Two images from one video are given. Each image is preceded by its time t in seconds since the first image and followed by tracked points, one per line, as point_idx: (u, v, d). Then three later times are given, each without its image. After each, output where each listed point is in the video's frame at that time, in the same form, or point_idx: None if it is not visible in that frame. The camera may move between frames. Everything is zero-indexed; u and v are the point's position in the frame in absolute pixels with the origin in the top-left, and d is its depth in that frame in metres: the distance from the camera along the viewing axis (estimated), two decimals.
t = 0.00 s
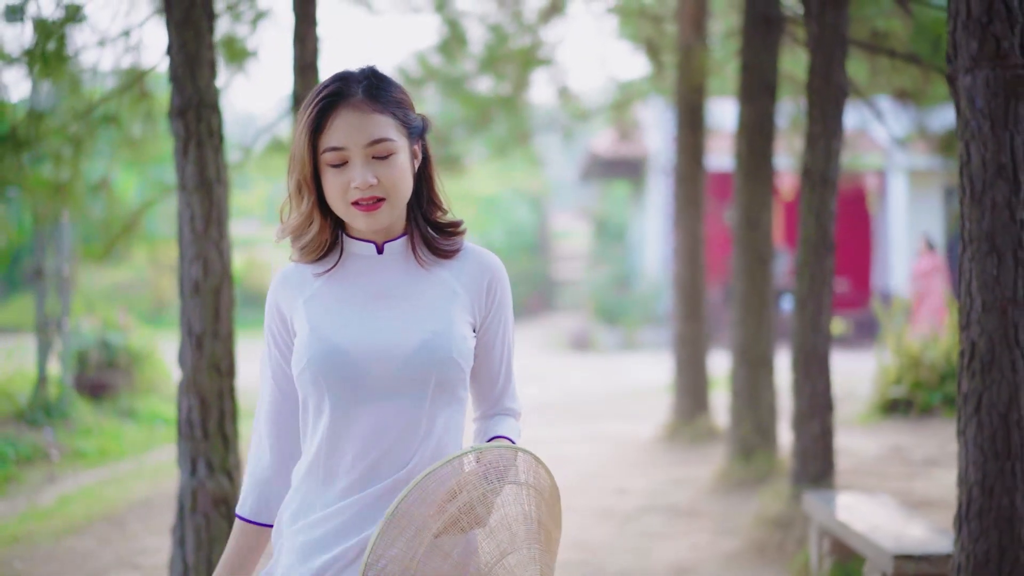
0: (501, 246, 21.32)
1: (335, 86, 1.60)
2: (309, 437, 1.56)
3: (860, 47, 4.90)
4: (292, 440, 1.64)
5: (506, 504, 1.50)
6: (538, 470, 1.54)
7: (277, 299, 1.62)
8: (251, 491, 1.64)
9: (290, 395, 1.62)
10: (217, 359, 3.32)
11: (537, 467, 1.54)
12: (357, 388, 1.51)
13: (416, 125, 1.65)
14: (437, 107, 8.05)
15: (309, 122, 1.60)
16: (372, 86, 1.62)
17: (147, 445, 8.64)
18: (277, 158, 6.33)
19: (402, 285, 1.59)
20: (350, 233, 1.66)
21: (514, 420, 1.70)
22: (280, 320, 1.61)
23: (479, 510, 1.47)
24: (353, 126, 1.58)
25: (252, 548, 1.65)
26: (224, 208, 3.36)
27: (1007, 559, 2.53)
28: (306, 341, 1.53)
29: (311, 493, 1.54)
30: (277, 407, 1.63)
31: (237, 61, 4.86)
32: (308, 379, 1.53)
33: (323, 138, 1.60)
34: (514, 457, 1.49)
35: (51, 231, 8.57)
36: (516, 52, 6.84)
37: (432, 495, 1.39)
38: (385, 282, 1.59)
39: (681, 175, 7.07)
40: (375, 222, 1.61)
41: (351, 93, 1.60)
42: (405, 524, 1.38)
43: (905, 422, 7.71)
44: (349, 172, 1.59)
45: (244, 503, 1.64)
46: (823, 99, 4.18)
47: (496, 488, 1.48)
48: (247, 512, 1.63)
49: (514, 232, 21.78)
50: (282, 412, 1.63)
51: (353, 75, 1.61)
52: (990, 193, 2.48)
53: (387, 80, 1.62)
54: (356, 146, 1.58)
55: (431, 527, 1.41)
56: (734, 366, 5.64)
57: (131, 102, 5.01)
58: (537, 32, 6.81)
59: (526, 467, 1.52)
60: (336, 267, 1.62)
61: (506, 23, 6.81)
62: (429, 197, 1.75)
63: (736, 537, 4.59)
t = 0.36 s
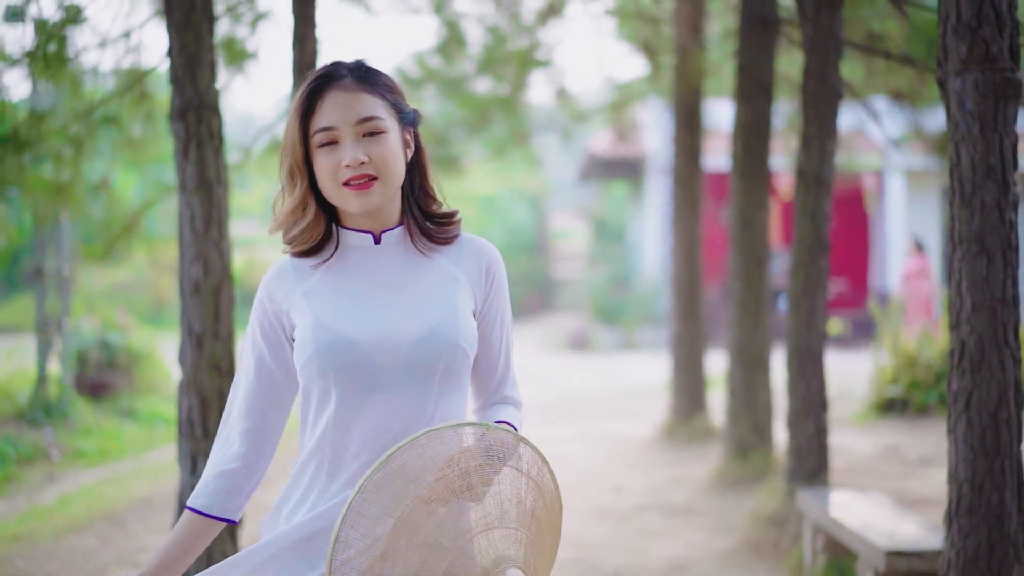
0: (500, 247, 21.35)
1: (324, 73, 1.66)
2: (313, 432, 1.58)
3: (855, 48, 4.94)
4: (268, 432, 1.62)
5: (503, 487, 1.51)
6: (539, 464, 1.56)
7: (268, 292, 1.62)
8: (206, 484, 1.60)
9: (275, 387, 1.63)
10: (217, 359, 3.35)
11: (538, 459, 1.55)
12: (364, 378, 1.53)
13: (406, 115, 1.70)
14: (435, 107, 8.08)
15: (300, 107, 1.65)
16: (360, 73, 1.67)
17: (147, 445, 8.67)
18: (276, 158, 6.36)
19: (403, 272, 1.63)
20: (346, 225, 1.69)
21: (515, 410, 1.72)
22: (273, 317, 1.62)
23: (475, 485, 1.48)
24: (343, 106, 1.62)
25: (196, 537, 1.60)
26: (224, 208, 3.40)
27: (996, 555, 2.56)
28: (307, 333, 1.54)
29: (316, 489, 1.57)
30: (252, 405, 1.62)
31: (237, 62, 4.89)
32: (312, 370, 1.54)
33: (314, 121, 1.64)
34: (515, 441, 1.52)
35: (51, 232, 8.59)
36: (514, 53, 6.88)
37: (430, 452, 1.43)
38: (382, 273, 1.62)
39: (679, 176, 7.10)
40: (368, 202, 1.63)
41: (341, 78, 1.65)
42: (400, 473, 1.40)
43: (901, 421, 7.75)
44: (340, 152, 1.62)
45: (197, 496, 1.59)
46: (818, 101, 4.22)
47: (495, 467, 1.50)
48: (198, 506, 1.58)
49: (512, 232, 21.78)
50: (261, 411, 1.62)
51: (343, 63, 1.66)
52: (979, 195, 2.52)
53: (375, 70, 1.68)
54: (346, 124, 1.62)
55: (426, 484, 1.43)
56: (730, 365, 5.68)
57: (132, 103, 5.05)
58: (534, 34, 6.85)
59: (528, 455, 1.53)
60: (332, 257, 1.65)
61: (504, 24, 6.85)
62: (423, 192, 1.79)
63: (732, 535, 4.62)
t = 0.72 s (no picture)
0: (499, 246, 21.38)
1: (320, 64, 1.69)
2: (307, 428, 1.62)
3: (850, 49, 4.97)
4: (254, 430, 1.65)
5: (509, 460, 1.56)
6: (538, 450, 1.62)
7: (253, 288, 1.65)
8: (190, 475, 1.60)
9: (259, 380, 1.66)
10: (216, 357, 3.39)
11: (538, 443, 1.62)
12: (357, 371, 1.57)
13: (400, 113, 1.74)
14: (434, 108, 8.12)
15: (296, 96, 1.67)
16: (354, 66, 1.71)
17: (146, 444, 8.71)
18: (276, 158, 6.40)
19: (394, 265, 1.67)
20: (332, 218, 1.74)
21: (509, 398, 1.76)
22: (262, 315, 1.65)
23: (484, 457, 1.54)
24: (338, 96, 1.66)
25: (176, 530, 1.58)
26: (224, 208, 3.43)
27: (984, 550, 2.60)
28: (298, 329, 1.58)
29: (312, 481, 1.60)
30: (240, 403, 1.65)
31: (235, 63, 4.92)
32: (305, 366, 1.58)
33: (308, 109, 1.67)
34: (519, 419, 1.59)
35: (51, 232, 8.62)
36: (512, 54, 6.93)
37: (446, 415, 1.51)
38: (370, 266, 1.66)
39: (676, 175, 7.14)
40: (356, 190, 1.67)
41: (336, 70, 1.68)
42: (412, 423, 1.48)
43: (897, 419, 7.80)
44: (332, 141, 1.65)
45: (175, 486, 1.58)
46: (812, 103, 4.27)
47: (500, 442, 1.56)
48: (175, 492, 1.58)
49: (511, 232, 21.80)
50: (251, 411, 1.65)
51: (340, 56, 1.70)
52: (967, 196, 2.56)
53: (370, 65, 1.72)
54: (341, 114, 1.65)
55: (438, 445, 1.50)
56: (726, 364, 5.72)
57: (132, 103, 5.09)
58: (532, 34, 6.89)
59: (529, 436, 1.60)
60: (317, 248, 1.70)
61: (501, 25, 6.89)
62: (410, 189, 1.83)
63: (727, 531, 4.67)
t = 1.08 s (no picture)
0: (497, 245, 21.42)
1: (317, 62, 1.70)
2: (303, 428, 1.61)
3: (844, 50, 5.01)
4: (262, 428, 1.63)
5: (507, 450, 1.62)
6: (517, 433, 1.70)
7: (247, 286, 1.64)
8: (214, 470, 1.58)
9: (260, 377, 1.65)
10: (216, 355, 3.42)
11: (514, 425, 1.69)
12: (352, 369, 1.57)
13: (393, 116, 1.75)
14: (432, 108, 8.14)
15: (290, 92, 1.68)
16: (348, 66, 1.72)
17: (146, 442, 8.75)
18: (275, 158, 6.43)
19: (385, 263, 1.67)
20: (319, 217, 1.73)
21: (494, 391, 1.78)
22: (258, 315, 1.64)
23: (485, 441, 1.58)
24: (333, 94, 1.66)
25: (211, 527, 1.56)
26: (223, 208, 3.47)
27: (973, 544, 2.64)
28: (292, 330, 1.58)
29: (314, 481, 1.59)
30: (246, 403, 1.64)
31: (234, 62, 4.96)
32: (299, 366, 1.58)
33: (302, 107, 1.67)
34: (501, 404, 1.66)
35: (51, 231, 8.65)
36: (509, 54, 6.96)
37: (451, 402, 1.55)
38: (361, 263, 1.67)
39: (672, 175, 7.18)
40: (348, 189, 1.67)
41: (332, 70, 1.69)
42: (424, 415, 1.51)
43: (893, 418, 7.85)
44: (327, 137, 1.65)
45: (208, 480, 1.58)
46: (807, 103, 4.30)
47: (494, 425, 1.61)
48: (211, 485, 1.57)
49: (509, 232, 21.86)
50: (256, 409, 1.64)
51: (335, 56, 1.71)
52: (956, 196, 2.60)
53: (364, 66, 1.73)
54: (336, 112, 1.65)
55: (448, 436, 1.53)
56: (722, 364, 5.75)
57: (132, 103, 5.13)
58: (529, 35, 6.92)
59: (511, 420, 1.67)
60: (304, 242, 1.70)
61: (499, 26, 6.92)
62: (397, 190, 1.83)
63: (722, 528, 4.71)
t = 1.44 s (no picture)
0: (496, 245, 21.46)
1: (316, 56, 1.59)
2: (302, 425, 1.50)
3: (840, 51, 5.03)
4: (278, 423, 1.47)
5: (516, 453, 1.59)
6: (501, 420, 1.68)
7: (243, 274, 1.49)
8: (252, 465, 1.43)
9: (265, 373, 1.48)
10: (217, 353, 3.46)
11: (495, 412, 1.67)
12: (351, 369, 1.47)
13: (391, 116, 1.64)
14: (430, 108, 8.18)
15: (288, 85, 1.56)
16: (348, 62, 1.62)
17: (146, 441, 8.79)
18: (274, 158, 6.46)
19: (378, 256, 1.56)
20: (312, 211, 1.59)
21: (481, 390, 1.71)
22: (256, 305, 1.49)
23: (499, 440, 1.56)
24: (333, 89, 1.55)
25: (271, 519, 1.41)
26: (223, 208, 3.50)
27: (964, 540, 2.67)
28: (289, 327, 1.46)
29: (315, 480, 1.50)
30: (254, 397, 1.46)
31: (234, 63, 5.00)
32: (298, 365, 1.46)
33: (301, 99, 1.55)
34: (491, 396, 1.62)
35: (51, 231, 8.69)
36: (507, 55, 6.99)
37: (462, 409, 1.51)
38: (357, 255, 1.55)
39: (670, 176, 7.22)
40: (344, 184, 1.56)
41: (331, 64, 1.58)
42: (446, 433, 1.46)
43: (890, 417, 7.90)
44: (325, 133, 1.54)
45: (265, 469, 1.42)
46: (801, 104, 4.35)
47: (501, 420, 1.58)
48: (263, 472, 1.42)
49: (508, 231, 21.92)
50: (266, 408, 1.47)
51: (335, 51, 1.60)
52: (948, 196, 2.63)
53: (360, 61, 1.63)
54: (336, 108, 1.55)
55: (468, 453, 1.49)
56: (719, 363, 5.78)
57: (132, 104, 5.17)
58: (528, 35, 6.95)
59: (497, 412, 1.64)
60: (294, 236, 1.56)
61: (498, 26, 6.95)
62: (390, 186, 1.70)
63: (719, 526, 4.74)
